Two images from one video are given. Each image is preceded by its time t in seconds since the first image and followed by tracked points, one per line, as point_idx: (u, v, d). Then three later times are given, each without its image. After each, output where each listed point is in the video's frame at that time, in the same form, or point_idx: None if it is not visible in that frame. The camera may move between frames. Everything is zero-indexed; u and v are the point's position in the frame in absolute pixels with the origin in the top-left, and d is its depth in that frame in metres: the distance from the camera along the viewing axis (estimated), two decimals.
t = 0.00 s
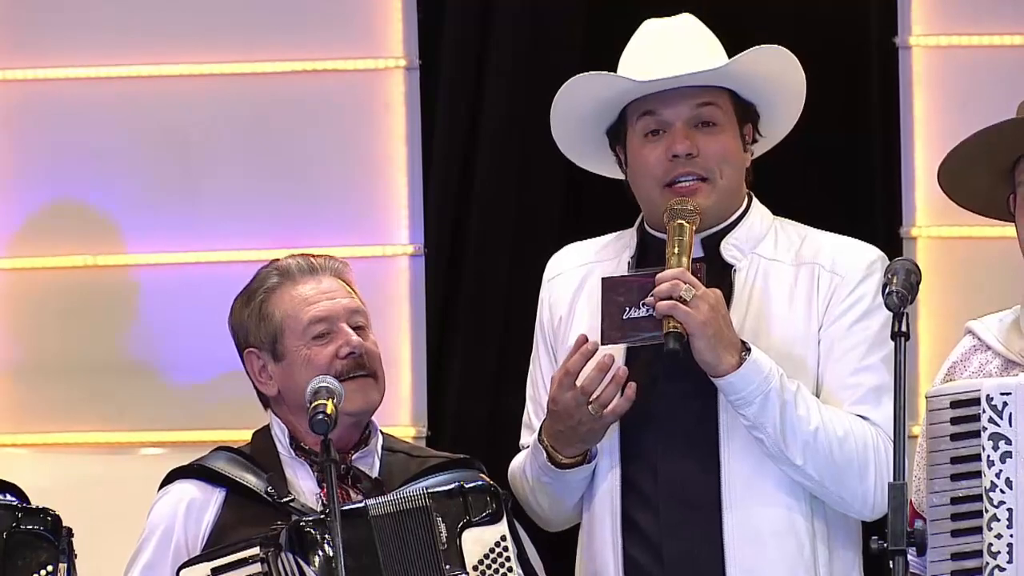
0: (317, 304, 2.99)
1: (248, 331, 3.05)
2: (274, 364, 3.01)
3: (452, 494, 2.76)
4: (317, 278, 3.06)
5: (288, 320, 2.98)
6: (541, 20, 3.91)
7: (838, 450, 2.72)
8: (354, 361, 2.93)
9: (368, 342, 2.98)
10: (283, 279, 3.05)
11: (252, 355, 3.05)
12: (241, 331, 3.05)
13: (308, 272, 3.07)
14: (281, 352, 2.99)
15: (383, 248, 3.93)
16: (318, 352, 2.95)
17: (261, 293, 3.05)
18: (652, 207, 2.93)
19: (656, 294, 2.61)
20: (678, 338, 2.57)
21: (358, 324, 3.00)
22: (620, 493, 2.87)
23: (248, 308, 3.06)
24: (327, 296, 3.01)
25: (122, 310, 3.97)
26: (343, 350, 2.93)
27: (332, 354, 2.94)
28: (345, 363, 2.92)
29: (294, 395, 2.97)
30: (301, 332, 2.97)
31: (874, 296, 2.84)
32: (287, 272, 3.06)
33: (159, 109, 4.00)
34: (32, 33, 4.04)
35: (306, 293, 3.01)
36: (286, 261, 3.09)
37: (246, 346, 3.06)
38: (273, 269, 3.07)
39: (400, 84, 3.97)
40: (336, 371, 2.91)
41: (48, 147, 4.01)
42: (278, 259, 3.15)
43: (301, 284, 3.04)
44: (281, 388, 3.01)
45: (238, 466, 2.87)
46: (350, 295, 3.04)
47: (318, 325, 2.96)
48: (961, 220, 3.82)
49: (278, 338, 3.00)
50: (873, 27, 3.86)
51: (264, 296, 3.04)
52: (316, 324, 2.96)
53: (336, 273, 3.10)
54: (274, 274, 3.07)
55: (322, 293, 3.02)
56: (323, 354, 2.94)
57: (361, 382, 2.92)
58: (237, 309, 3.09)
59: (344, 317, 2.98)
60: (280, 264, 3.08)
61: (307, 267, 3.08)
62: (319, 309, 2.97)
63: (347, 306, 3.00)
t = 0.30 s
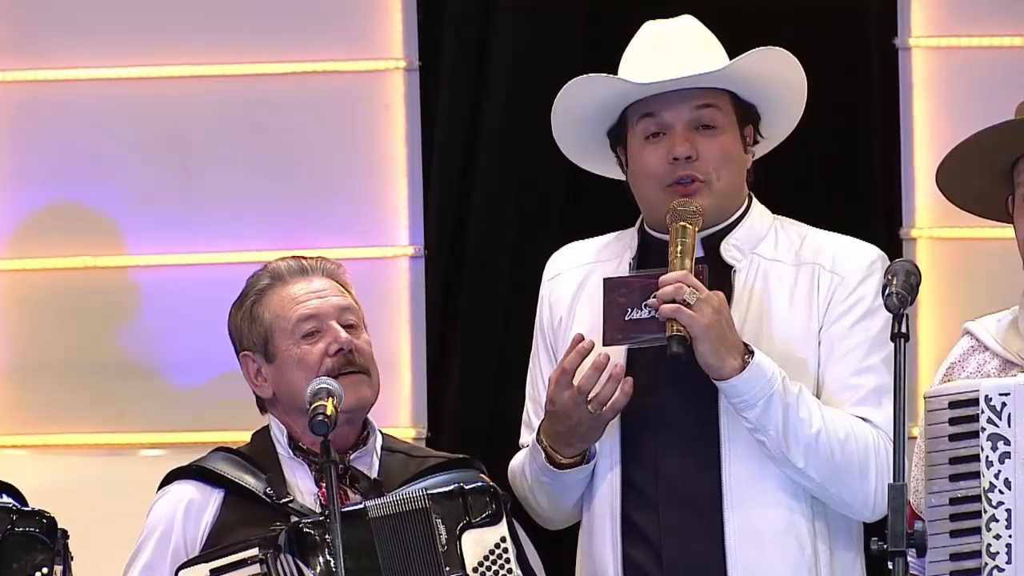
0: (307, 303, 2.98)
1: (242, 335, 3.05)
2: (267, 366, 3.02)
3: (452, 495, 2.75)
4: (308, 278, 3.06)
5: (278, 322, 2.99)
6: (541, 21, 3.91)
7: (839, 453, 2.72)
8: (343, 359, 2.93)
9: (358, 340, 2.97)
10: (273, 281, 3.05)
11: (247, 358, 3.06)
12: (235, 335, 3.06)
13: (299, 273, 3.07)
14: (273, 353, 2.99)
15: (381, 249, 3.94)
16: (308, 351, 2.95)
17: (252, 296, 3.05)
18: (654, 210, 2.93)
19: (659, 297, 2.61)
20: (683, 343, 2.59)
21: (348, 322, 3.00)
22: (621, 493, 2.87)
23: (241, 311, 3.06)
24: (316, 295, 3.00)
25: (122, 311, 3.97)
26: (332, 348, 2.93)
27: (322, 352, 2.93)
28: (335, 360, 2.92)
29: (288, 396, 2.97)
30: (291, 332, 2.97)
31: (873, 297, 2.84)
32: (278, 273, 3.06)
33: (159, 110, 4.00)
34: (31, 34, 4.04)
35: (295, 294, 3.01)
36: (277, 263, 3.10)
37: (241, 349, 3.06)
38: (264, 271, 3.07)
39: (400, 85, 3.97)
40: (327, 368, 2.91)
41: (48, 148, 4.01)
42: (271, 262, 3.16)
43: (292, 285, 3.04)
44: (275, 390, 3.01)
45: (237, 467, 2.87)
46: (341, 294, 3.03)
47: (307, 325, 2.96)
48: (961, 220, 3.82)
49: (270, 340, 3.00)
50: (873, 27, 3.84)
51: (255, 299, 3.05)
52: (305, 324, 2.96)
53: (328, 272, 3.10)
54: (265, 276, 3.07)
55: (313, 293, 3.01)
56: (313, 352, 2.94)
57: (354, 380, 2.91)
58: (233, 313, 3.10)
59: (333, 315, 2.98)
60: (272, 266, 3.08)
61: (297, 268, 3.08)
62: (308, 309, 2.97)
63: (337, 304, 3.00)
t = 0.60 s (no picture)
0: (304, 304, 2.99)
1: (242, 336, 3.06)
2: (266, 366, 3.02)
3: (452, 494, 2.74)
4: (306, 279, 3.06)
5: (275, 323, 2.99)
6: (541, 20, 3.91)
7: (846, 453, 2.72)
8: (339, 359, 2.92)
9: (355, 340, 2.97)
10: (272, 282, 3.05)
11: (247, 359, 3.06)
12: (235, 337, 3.07)
13: (298, 273, 3.07)
14: (270, 355, 2.99)
15: (381, 248, 3.94)
16: (305, 351, 2.95)
17: (251, 297, 3.06)
18: (664, 209, 2.93)
19: (667, 297, 2.61)
20: (689, 344, 2.60)
21: (345, 322, 3.00)
22: (623, 493, 2.87)
23: (240, 312, 3.07)
24: (313, 296, 3.00)
25: (124, 310, 3.97)
26: (328, 348, 2.93)
27: (319, 351, 2.94)
28: (331, 360, 2.92)
29: (285, 397, 2.97)
30: (288, 332, 2.97)
31: (876, 298, 2.84)
32: (277, 273, 3.07)
33: (159, 110, 4.00)
34: (32, 34, 4.04)
35: (292, 294, 3.01)
36: (277, 263, 3.10)
37: (241, 350, 3.07)
38: (263, 272, 3.08)
39: (401, 85, 3.97)
40: (322, 368, 2.91)
41: (48, 148, 4.01)
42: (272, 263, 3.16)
43: (290, 285, 3.04)
44: (273, 391, 3.01)
45: (237, 466, 2.87)
46: (339, 294, 3.03)
47: (303, 325, 2.96)
48: (961, 220, 3.82)
49: (267, 341, 3.00)
50: (874, 27, 3.84)
51: (254, 300, 3.05)
52: (301, 325, 2.96)
53: (327, 272, 3.10)
54: (264, 276, 3.07)
55: (310, 293, 3.01)
56: (309, 352, 2.94)
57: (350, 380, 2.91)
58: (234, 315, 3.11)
59: (330, 315, 2.98)
60: (271, 267, 3.08)
61: (296, 268, 3.08)
62: (304, 310, 2.97)
63: (334, 304, 2.99)
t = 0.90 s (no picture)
0: (299, 305, 2.98)
1: (241, 338, 3.06)
2: (265, 368, 3.02)
3: (451, 495, 2.75)
4: (304, 280, 3.06)
5: (272, 324, 2.99)
6: (541, 20, 3.91)
7: (846, 452, 2.72)
8: (334, 358, 2.92)
9: (351, 339, 2.96)
10: (270, 283, 3.05)
11: (247, 361, 3.07)
12: (235, 339, 3.07)
13: (296, 274, 3.07)
14: (268, 356, 3.00)
15: (380, 248, 3.94)
16: (301, 350, 2.95)
17: (250, 299, 3.06)
18: (666, 201, 2.93)
19: (673, 291, 2.60)
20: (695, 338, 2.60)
21: (341, 322, 2.99)
22: (621, 491, 2.86)
23: (239, 314, 3.08)
24: (310, 296, 3.00)
25: (124, 310, 3.97)
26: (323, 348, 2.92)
27: (315, 351, 2.93)
28: (326, 360, 2.92)
29: (283, 398, 2.97)
30: (285, 333, 2.97)
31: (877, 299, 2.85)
32: (274, 275, 3.07)
33: (159, 110, 4.00)
34: (32, 34, 4.04)
35: (289, 295, 3.01)
36: (275, 265, 3.10)
37: (241, 353, 3.08)
38: (262, 274, 3.08)
39: (400, 85, 3.97)
40: (318, 368, 2.91)
41: (48, 148, 4.01)
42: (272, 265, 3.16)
43: (288, 286, 3.04)
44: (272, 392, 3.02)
45: (238, 466, 2.86)
46: (336, 294, 3.02)
47: (299, 326, 2.96)
48: (962, 220, 3.82)
49: (265, 343, 3.00)
50: (874, 27, 3.84)
51: (252, 302, 3.05)
52: (297, 326, 2.96)
53: (326, 273, 3.10)
54: (262, 278, 3.07)
55: (307, 294, 3.01)
56: (306, 352, 2.94)
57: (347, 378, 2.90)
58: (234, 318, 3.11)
59: (325, 315, 2.97)
60: (269, 269, 3.09)
61: (294, 269, 3.08)
62: (300, 310, 2.97)
63: (331, 304, 2.99)
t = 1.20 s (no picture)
0: (300, 315, 2.93)
1: (246, 341, 3.03)
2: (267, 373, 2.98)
3: (452, 495, 2.74)
4: (309, 284, 3.00)
5: (274, 332, 2.95)
6: (541, 20, 3.91)
7: (846, 445, 2.71)
8: (333, 374, 2.87)
9: (352, 352, 2.91)
10: (275, 287, 3.00)
11: (251, 364, 3.04)
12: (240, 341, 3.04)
13: (302, 277, 3.01)
14: (269, 364, 2.96)
15: (388, 248, 3.94)
16: (300, 363, 2.90)
17: (255, 302, 3.02)
18: (661, 201, 2.92)
19: (674, 283, 2.60)
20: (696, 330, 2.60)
21: (343, 333, 2.93)
22: (623, 487, 2.85)
23: (245, 315, 3.03)
24: (313, 305, 2.94)
25: (124, 310, 3.97)
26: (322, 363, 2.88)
27: (313, 365, 2.89)
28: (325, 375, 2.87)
29: (283, 407, 2.94)
30: (286, 343, 2.93)
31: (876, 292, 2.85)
32: (281, 278, 3.01)
33: (159, 109, 4.00)
34: (32, 34, 4.05)
35: (292, 302, 2.96)
36: (282, 266, 3.04)
37: (246, 355, 3.04)
38: (268, 276, 3.02)
39: (400, 85, 3.97)
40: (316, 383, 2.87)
41: (48, 148, 4.01)
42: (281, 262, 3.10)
43: (292, 291, 2.98)
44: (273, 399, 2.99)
45: (241, 465, 2.85)
46: (339, 302, 2.96)
47: (300, 337, 2.91)
48: (961, 220, 3.82)
49: (267, 350, 2.96)
50: (874, 27, 3.85)
51: (257, 305, 3.01)
52: (298, 337, 2.92)
53: (333, 276, 3.03)
54: (269, 280, 3.02)
55: (310, 302, 2.95)
56: (305, 365, 2.90)
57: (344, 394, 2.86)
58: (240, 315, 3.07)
59: (327, 326, 2.92)
60: (275, 271, 3.03)
61: (300, 272, 3.02)
62: (301, 321, 2.92)
63: (332, 315, 2.93)
